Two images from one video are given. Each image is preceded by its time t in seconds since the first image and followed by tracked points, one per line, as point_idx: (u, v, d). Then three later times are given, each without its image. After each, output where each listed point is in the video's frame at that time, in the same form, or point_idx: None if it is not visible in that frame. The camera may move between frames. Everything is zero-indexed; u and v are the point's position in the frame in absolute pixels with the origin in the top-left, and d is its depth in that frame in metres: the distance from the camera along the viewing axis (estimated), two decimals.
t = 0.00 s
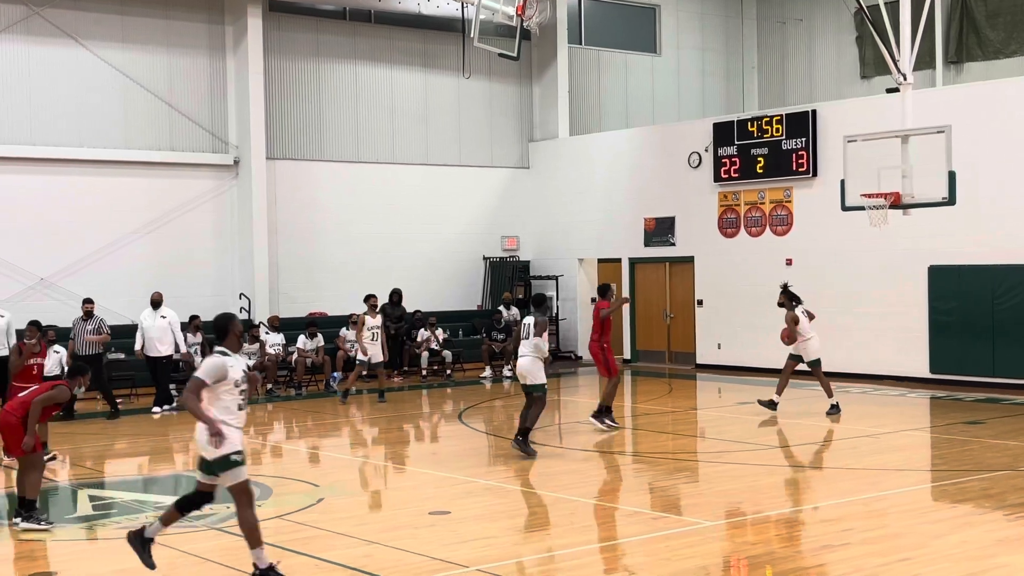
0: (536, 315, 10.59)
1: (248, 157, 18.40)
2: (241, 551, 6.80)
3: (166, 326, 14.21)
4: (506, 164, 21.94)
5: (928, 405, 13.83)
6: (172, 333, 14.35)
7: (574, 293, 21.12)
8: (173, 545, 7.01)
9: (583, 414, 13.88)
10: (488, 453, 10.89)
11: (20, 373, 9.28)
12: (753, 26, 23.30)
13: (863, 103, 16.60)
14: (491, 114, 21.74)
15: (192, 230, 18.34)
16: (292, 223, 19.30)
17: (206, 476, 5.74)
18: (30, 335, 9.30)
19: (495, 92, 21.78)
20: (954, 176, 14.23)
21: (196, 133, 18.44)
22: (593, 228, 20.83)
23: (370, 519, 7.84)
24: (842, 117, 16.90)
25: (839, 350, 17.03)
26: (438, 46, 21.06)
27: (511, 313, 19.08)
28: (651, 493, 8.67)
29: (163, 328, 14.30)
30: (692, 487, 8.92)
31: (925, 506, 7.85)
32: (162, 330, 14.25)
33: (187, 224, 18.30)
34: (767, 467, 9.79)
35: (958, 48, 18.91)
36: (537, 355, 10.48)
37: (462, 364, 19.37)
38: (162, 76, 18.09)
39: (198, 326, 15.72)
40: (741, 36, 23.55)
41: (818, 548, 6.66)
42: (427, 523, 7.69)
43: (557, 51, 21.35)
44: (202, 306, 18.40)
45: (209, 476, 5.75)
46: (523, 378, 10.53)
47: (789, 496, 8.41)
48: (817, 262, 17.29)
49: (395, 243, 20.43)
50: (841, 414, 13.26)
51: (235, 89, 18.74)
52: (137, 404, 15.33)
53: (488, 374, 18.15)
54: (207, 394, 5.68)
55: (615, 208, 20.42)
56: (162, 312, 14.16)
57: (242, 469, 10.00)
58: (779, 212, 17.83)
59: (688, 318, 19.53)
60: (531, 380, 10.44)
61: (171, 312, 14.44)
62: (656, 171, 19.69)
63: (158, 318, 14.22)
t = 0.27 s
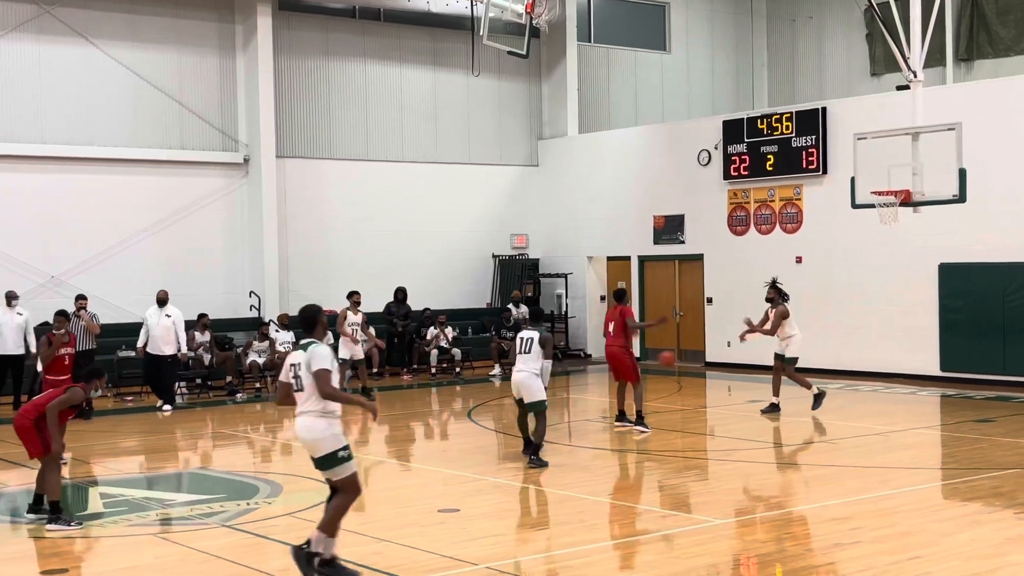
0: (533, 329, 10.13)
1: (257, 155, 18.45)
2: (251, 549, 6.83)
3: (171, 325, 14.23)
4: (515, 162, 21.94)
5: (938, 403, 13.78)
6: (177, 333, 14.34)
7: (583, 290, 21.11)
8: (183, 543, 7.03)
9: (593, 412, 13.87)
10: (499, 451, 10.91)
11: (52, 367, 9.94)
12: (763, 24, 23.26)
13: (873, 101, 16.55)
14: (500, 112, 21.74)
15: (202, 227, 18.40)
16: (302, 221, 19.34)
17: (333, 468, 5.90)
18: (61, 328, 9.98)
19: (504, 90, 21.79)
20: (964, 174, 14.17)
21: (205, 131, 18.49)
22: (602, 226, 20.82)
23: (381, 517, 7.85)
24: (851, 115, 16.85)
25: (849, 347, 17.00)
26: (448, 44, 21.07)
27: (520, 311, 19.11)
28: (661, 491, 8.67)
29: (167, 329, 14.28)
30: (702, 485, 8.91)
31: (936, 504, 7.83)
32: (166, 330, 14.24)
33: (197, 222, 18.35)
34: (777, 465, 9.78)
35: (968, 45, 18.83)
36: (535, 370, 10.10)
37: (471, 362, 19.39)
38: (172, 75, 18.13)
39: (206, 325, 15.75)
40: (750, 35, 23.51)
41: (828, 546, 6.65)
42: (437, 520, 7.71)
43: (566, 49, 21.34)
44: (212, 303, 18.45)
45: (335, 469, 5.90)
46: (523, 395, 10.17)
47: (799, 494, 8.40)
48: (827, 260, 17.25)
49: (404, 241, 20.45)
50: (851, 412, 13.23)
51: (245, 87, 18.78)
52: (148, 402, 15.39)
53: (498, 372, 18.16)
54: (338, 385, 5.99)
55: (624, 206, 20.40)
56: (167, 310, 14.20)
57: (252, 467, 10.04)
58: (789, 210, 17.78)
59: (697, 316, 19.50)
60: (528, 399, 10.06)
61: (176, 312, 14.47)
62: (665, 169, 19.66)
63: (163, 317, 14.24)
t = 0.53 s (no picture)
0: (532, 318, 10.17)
1: (278, 154, 18.54)
2: (272, 546, 6.88)
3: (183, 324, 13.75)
4: (535, 160, 21.95)
5: (961, 401, 13.68)
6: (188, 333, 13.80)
7: (603, 288, 21.07)
8: (204, 540, 7.08)
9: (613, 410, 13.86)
10: (519, 449, 10.93)
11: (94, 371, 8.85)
12: (783, 21, 23.16)
13: (895, 97, 16.44)
14: (520, 110, 21.75)
15: (223, 226, 18.51)
16: (323, 220, 19.41)
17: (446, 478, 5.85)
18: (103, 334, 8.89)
19: (524, 88, 21.79)
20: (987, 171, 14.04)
21: (226, 130, 18.60)
22: (622, 224, 20.78)
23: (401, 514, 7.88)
24: (872, 112, 16.75)
25: (871, 346, 16.90)
26: (468, 42, 21.09)
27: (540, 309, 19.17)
28: (682, 490, 8.65)
29: (179, 328, 13.75)
30: (722, 484, 8.89)
31: (959, 502, 7.78)
32: (178, 329, 13.71)
33: (218, 220, 18.47)
34: (798, 464, 9.74)
35: (991, 41, 18.66)
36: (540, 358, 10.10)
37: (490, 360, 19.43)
38: (193, 74, 18.24)
39: (227, 323, 15.78)
40: (770, 32, 23.41)
41: (850, 545, 6.62)
42: (457, 518, 7.73)
43: (586, 47, 21.31)
44: (232, 302, 18.56)
45: (452, 476, 5.82)
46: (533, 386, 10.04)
47: (820, 492, 8.36)
48: (848, 258, 17.15)
49: (425, 240, 20.50)
50: (873, 410, 13.16)
51: (265, 86, 18.87)
52: (170, 400, 15.51)
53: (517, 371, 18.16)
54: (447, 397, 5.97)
55: (644, 204, 20.35)
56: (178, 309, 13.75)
57: (273, 464, 10.10)
58: (810, 208, 17.68)
59: (718, 315, 19.43)
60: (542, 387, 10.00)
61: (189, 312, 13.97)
62: (685, 166, 19.61)
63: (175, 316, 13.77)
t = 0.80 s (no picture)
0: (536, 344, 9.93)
1: (316, 154, 18.72)
2: (311, 544, 6.96)
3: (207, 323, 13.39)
4: (572, 158, 21.96)
5: (1003, 400, 13.50)
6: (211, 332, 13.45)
7: (640, 287, 20.96)
8: (245, 538, 7.19)
9: (651, 409, 13.84)
10: (556, 447, 10.96)
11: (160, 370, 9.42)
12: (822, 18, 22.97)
13: (936, 93, 16.25)
14: (556, 109, 21.77)
15: (262, 226, 18.72)
16: (361, 219, 19.56)
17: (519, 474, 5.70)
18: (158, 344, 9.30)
19: (561, 86, 21.80)
20: None
21: (265, 130, 18.81)
22: (660, 222, 20.73)
23: (438, 513, 7.95)
24: (912, 108, 16.56)
25: (911, 344, 16.72)
26: (504, 41, 21.14)
27: (577, 307, 19.31)
28: (720, 489, 8.64)
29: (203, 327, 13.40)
30: (760, 482, 8.86)
31: (1001, 502, 7.69)
32: (202, 328, 13.40)
33: (257, 220, 18.69)
34: (838, 463, 9.68)
35: None
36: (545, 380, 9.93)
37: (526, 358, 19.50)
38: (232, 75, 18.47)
39: (267, 322, 15.95)
40: (808, 28, 23.22)
41: (889, 545, 6.58)
42: (494, 517, 7.78)
43: (623, 45, 21.27)
44: (271, 300, 18.77)
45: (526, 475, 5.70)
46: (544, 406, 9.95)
47: (859, 492, 8.31)
48: (888, 255, 16.98)
49: (462, 239, 20.59)
50: (914, 409, 13.02)
51: (303, 87, 19.06)
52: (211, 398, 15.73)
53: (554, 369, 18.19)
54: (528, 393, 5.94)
55: (682, 202, 20.28)
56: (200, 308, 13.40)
57: (311, 462, 10.22)
58: (849, 205, 17.52)
59: (756, 313, 19.28)
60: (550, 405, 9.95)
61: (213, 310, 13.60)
62: (722, 164, 19.52)
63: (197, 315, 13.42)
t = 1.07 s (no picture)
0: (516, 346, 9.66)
1: (373, 154, 18.95)
2: (369, 541, 7.09)
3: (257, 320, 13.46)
4: (629, 156, 21.91)
5: None
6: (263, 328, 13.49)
7: (697, 285, 20.86)
8: (305, 534, 7.34)
9: (708, 408, 13.78)
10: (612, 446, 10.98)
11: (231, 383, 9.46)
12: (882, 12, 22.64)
13: (1001, 87, 15.92)
14: (613, 107, 21.74)
15: (322, 225, 19.01)
16: (419, 218, 19.75)
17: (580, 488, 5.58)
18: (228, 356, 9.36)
19: (617, 84, 21.77)
20: None
21: (323, 131, 19.08)
22: (719, 219, 20.57)
23: (494, 511, 8.02)
24: (976, 102, 16.24)
25: (977, 343, 16.40)
26: (560, 39, 21.16)
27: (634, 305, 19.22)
28: (778, 488, 8.59)
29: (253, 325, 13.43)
30: (820, 482, 8.80)
31: None
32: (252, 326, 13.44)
33: (317, 219, 18.97)
34: (899, 463, 9.56)
35: None
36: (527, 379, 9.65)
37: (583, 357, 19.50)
38: (291, 77, 18.76)
39: (327, 321, 16.28)
40: (868, 23, 22.91)
41: (952, 546, 6.50)
42: (551, 515, 7.84)
43: (679, 42, 21.15)
44: (330, 299, 19.04)
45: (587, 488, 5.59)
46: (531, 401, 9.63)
47: (921, 492, 8.21)
48: (952, 252, 16.67)
49: (519, 237, 20.67)
50: (978, 409, 12.79)
51: (360, 88, 19.29)
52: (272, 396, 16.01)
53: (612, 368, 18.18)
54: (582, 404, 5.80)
55: (741, 199, 20.11)
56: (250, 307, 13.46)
57: (369, 460, 10.37)
58: (911, 202, 17.24)
59: (815, 311, 19.05)
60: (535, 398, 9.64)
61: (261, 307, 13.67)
62: (781, 161, 19.32)
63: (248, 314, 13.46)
